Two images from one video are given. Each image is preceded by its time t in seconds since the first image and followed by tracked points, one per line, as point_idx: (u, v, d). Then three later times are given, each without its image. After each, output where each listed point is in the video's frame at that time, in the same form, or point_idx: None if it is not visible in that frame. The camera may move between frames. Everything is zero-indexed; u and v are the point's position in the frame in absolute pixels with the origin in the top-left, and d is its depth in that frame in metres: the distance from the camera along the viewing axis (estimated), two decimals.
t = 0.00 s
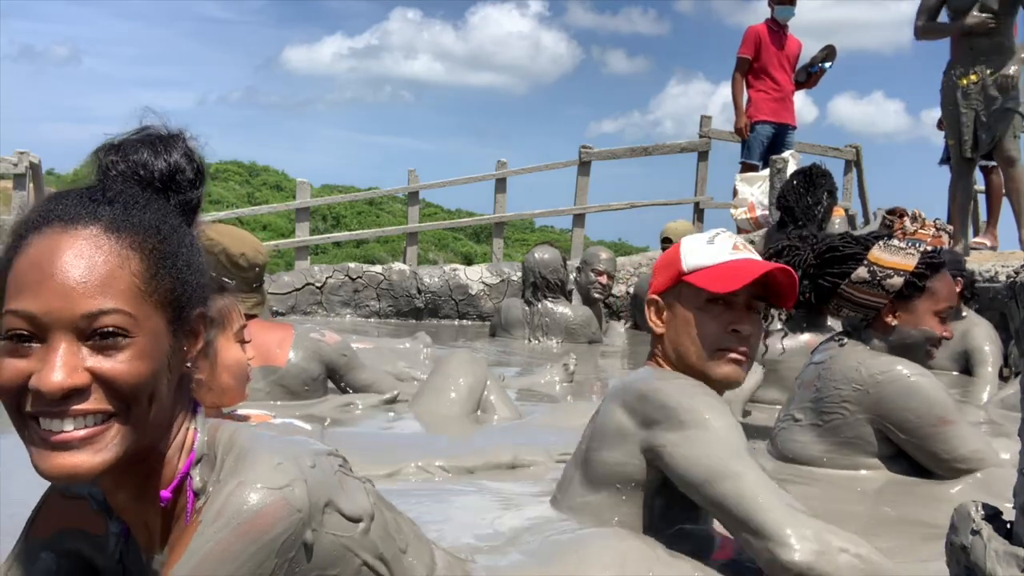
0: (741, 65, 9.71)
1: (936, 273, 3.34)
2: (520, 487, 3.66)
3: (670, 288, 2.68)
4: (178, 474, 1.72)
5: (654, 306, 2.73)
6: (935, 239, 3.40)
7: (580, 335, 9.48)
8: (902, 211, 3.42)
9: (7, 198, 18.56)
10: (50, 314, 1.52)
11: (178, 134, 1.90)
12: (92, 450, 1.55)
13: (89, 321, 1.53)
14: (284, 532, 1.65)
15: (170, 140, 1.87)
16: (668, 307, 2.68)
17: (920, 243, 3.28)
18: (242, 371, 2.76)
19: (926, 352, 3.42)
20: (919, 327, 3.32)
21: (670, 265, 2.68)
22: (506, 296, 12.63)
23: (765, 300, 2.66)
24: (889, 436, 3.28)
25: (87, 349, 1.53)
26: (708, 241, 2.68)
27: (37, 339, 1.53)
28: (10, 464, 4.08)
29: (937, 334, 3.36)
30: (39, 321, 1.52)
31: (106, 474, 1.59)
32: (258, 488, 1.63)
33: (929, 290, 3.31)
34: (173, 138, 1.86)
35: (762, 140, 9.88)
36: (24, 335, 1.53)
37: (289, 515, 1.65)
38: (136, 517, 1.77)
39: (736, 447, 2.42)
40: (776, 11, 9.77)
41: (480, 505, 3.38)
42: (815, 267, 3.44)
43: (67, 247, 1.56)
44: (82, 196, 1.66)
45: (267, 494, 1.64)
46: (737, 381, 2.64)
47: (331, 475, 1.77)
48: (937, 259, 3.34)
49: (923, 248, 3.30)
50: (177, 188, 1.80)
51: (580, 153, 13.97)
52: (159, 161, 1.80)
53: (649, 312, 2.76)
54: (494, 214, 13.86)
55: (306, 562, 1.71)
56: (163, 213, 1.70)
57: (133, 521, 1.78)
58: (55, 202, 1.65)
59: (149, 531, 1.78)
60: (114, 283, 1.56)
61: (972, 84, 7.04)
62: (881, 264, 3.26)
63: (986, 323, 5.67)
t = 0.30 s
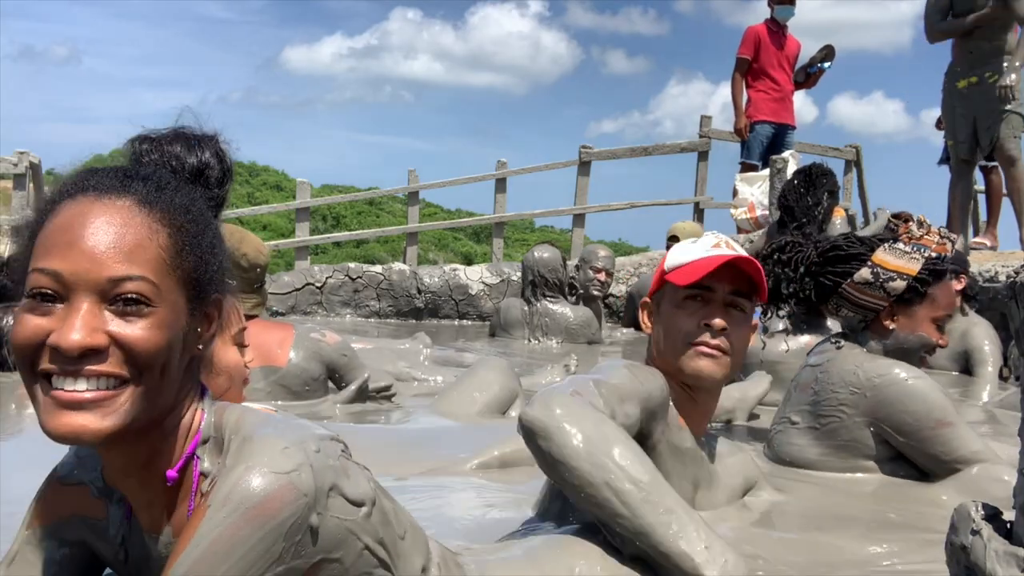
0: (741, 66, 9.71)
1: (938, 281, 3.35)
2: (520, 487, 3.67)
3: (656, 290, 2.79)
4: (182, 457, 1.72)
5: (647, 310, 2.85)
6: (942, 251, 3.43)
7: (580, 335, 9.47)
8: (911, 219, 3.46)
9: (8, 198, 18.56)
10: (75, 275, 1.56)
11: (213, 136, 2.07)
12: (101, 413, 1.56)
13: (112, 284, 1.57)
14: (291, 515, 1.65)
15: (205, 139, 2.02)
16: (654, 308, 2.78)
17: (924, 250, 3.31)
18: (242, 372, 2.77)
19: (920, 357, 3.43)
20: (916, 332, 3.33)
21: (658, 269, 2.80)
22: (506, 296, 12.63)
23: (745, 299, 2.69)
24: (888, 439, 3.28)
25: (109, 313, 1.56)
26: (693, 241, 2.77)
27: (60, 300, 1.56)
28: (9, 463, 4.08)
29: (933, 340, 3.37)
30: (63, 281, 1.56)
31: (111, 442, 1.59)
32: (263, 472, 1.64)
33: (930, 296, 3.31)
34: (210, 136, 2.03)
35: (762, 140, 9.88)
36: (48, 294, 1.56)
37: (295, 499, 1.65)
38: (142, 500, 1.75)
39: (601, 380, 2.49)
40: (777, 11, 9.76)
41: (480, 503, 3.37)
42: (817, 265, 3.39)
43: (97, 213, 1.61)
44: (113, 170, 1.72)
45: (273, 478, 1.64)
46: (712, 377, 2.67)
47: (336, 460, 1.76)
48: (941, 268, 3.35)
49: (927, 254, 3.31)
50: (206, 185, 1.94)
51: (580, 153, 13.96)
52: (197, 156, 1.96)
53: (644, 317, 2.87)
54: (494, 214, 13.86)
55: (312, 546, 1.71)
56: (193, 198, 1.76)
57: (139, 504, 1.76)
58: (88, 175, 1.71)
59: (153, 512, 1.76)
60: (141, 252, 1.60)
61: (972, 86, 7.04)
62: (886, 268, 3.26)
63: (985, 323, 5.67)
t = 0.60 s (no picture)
0: (740, 66, 9.72)
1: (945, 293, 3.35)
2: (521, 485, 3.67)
3: (668, 313, 2.79)
4: (177, 462, 1.73)
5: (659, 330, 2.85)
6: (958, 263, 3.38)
7: (579, 335, 9.46)
8: (919, 225, 3.44)
9: (8, 199, 18.57)
10: (84, 287, 1.57)
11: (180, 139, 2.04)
12: (115, 424, 1.57)
13: (122, 295, 1.58)
14: (282, 518, 1.65)
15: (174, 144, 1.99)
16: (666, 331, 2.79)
17: (936, 259, 3.31)
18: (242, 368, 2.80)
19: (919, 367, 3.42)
20: (918, 340, 3.34)
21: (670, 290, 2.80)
22: (507, 295, 12.63)
23: (757, 326, 2.69)
24: (891, 446, 3.28)
25: (119, 325, 1.58)
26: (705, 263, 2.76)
27: (68, 312, 1.57)
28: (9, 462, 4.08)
29: (933, 350, 3.37)
30: (72, 294, 1.56)
31: (124, 452, 1.61)
32: (255, 476, 1.63)
33: (935, 306, 3.32)
34: (178, 140, 1.99)
35: (762, 140, 9.88)
36: (55, 307, 1.57)
37: (286, 502, 1.65)
38: (137, 510, 1.76)
39: (676, 440, 2.48)
40: (779, 11, 9.75)
41: (480, 501, 3.38)
42: (826, 263, 3.42)
43: (99, 225, 1.61)
44: (106, 180, 1.72)
45: (264, 482, 1.64)
46: (722, 402, 2.67)
47: (329, 463, 1.76)
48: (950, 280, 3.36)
49: (939, 264, 3.32)
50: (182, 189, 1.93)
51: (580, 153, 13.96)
52: (170, 161, 1.93)
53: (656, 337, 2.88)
54: (494, 215, 13.86)
55: (304, 549, 1.71)
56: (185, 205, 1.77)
57: (133, 513, 1.77)
58: (81, 184, 1.70)
59: (148, 520, 1.77)
60: (148, 262, 1.62)
61: (976, 82, 7.02)
62: (897, 272, 3.28)
63: (985, 323, 5.68)
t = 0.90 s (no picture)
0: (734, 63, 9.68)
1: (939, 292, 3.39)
2: (520, 484, 3.67)
3: (666, 302, 2.78)
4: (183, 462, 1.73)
5: (656, 316, 2.85)
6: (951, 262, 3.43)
7: (576, 336, 9.43)
8: (913, 224, 3.44)
9: (9, 199, 18.58)
10: (121, 304, 1.60)
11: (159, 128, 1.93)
12: (152, 438, 1.62)
13: (159, 310, 1.62)
14: (287, 512, 1.65)
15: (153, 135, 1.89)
16: (663, 319, 2.79)
17: (933, 258, 3.35)
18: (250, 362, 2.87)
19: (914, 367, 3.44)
20: (914, 341, 3.36)
21: (668, 279, 2.79)
22: (507, 295, 12.63)
23: (754, 317, 2.68)
24: (891, 449, 3.27)
25: (155, 339, 1.62)
26: (704, 252, 2.74)
27: (103, 329, 1.59)
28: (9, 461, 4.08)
29: (929, 351, 3.39)
30: (109, 310, 1.59)
31: (155, 463, 1.65)
32: (261, 469, 1.63)
33: (932, 306, 3.35)
34: (156, 137, 1.87)
35: (762, 139, 9.88)
36: (90, 324, 1.59)
37: (292, 495, 1.65)
38: (142, 517, 1.78)
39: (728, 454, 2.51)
40: (782, 10, 9.71)
41: (480, 502, 3.38)
42: (823, 262, 3.40)
43: (127, 241, 1.63)
44: (118, 190, 1.72)
45: (270, 474, 1.64)
46: (722, 394, 2.69)
47: (333, 457, 1.76)
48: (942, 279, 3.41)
49: (936, 263, 3.36)
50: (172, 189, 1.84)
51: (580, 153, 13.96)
52: (157, 155, 1.84)
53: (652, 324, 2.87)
54: (494, 214, 13.86)
55: (309, 541, 1.71)
56: (192, 214, 1.80)
57: (138, 519, 1.78)
58: (95, 194, 1.70)
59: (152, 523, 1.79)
60: (178, 275, 1.66)
61: (986, 80, 6.94)
62: (895, 272, 3.31)
63: (985, 323, 5.68)
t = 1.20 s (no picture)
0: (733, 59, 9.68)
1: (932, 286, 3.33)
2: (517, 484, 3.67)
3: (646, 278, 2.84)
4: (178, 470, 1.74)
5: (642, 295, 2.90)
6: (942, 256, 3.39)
7: (577, 337, 9.42)
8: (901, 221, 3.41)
9: (9, 199, 18.56)
10: (135, 334, 1.60)
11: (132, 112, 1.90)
12: (162, 465, 1.64)
13: (170, 339, 1.63)
14: (284, 514, 1.65)
15: (127, 122, 1.86)
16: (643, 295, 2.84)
17: (922, 254, 3.32)
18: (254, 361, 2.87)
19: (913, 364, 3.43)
20: (908, 338, 3.34)
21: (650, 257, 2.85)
22: (507, 295, 12.63)
23: (722, 286, 2.67)
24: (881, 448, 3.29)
25: (168, 367, 1.63)
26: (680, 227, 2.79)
27: (115, 358, 1.60)
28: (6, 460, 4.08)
29: (924, 347, 3.37)
30: (122, 340, 1.59)
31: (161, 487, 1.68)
32: (256, 472, 1.63)
33: (924, 302, 3.31)
34: (132, 121, 1.86)
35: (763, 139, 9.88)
36: (102, 354, 1.59)
37: (288, 498, 1.65)
38: (132, 521, 1.77)
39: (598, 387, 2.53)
40: (784, 9, 9.68)
41: (478, 503, 3.38)
42: (813, 263, 3.41)
43: (136, 268, 1.63)
44: (119, 206, 1.71)
45: (266, 478, 1.64)
46: (691, 365, 2.68)
47: (325, 461, 1.77)
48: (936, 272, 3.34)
49: (926, 259, 3.32)
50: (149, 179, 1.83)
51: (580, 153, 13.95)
52: (136, 142, 1.82)
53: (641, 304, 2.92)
54: (494, 214, 13.86)
55: (305, 545, 1.70)
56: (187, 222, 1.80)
57: (127, 523, 1.78)
58: (96, 210, 1.68)
59: (142, 526, 1.78)
60: (186, 302, 1.67)
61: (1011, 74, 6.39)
62: (885, 270, 3.28)
63: (984, 323, 5.68)
